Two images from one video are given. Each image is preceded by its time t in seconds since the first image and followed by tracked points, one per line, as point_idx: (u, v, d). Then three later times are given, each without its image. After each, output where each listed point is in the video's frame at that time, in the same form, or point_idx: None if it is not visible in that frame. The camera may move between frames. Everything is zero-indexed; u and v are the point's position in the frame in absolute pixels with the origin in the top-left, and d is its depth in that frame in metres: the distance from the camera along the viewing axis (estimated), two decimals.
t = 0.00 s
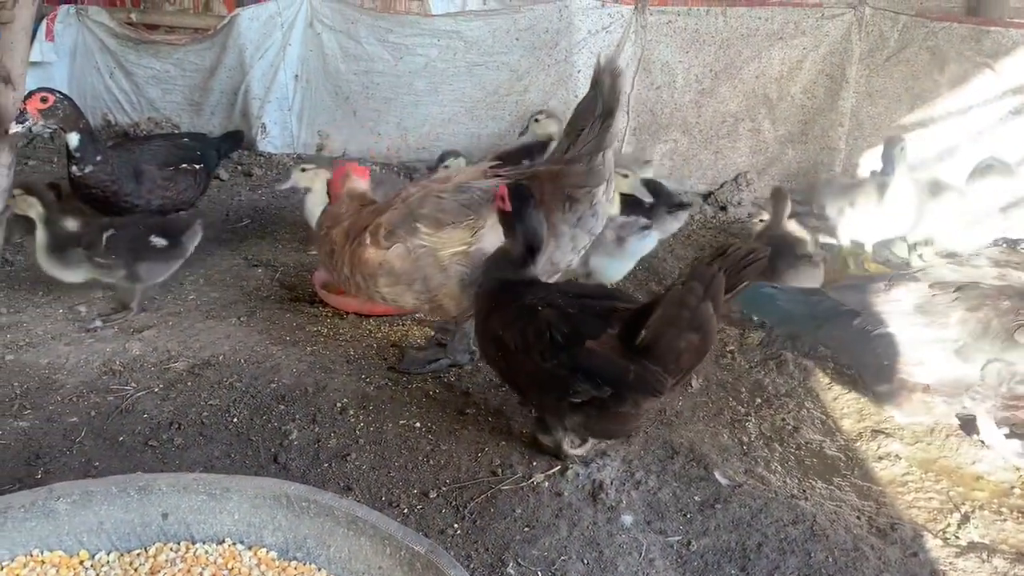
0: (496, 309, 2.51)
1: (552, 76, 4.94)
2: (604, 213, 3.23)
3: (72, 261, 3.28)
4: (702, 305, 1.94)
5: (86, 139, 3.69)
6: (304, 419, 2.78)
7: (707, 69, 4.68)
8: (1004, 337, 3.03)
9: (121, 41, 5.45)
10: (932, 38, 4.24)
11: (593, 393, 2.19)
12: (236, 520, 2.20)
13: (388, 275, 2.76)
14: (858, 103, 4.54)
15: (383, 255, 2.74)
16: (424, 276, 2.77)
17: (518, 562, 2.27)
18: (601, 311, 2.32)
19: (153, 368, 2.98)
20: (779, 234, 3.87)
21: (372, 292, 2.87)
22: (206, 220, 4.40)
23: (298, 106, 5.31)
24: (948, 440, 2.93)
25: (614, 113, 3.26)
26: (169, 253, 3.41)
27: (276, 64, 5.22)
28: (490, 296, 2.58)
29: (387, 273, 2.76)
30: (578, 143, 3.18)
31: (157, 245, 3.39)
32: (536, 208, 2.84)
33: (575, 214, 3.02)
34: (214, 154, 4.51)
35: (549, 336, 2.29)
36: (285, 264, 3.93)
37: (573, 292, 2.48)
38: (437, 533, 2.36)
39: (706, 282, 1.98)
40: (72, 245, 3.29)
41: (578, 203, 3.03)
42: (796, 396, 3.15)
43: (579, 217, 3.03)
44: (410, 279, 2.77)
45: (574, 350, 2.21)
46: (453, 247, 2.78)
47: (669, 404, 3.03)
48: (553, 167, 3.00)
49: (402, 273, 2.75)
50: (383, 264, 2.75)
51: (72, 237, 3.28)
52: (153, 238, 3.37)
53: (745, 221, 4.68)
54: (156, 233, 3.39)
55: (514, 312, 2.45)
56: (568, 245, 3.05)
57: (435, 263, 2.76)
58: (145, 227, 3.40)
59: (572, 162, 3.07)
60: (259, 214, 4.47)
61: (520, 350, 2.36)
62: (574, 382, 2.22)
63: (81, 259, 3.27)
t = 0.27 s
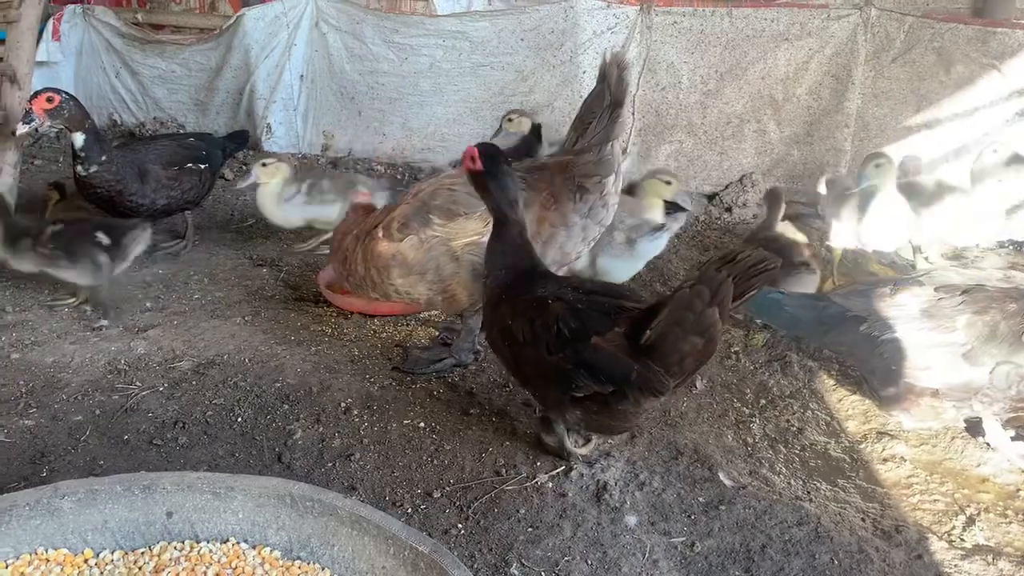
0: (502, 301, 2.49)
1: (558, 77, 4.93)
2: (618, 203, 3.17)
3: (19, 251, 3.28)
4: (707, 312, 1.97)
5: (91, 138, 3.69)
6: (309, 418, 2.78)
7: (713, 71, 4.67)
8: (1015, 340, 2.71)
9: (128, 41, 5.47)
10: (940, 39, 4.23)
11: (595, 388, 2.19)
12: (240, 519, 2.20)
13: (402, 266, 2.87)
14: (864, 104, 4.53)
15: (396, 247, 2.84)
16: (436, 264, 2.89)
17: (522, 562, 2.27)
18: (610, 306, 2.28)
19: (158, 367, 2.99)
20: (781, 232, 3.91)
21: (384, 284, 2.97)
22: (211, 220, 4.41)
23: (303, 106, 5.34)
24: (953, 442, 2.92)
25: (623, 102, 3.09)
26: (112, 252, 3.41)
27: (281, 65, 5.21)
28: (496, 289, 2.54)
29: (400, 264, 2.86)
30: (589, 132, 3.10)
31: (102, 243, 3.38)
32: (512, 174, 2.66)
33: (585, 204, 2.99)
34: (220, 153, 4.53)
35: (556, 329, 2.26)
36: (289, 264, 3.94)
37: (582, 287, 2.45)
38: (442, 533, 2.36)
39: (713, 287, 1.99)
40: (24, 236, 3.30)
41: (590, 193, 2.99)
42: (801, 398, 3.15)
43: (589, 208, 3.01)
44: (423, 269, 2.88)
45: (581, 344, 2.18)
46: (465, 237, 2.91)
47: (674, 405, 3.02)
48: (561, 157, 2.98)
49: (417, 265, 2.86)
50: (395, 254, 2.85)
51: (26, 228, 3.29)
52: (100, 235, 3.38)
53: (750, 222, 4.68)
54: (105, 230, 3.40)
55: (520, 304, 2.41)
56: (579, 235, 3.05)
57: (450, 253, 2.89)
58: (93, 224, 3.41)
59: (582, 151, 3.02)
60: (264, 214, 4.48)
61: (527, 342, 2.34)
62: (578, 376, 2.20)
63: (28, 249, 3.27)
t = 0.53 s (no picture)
0: (507, 299, 2.51)
1: (562, 77, 4.92)
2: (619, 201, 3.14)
3: None
4: (709, 312, 1.94)
5: (98, 139, 3.75)
6: (312, 418, 2.78)
7: (717, 71, 4.66)
8: None
9: (132, 40, 5.49)
10: (944, 39, 4.23)
11: (596, 386, 2.19)
12: (243, 519, 2.20)
13: (399, 258, 2.88)
14: (868, 104, 4.54)
15: (396, 241, 2.87)
16: (434, 258, 2.88)
17: (525, 563, 2.27)
18: (613, 306, 2.28)
19: (162, 367, 2.99)
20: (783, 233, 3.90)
21: (385, 281, 2.99)
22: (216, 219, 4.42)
23: (308, 105, 5.34)
24: (956, 443, 2.92)
25: (623, 97, 3.08)
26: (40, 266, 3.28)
27: (285, 65, 5.21)
28: (501, 288, 2.56)
29: (400, 257, 2.89)
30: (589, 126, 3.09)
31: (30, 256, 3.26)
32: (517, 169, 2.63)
33: (584, 200, 2.99)
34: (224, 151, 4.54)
35: (559, 326, 2.28)
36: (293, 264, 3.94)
37: (588, 287, 2.45)
38: (444, 533, 2.36)
39: (716, 288, 1.96)
40: None
41: (589, 189, 2.99)
42: (805, 398, 3.14)
43: (588, 205, 3.00)
44: (420, 262, 2.88)
45: (583, 342, 2.19)
46: (463, 232, 2.89)
47: (677, 406, 3.02)
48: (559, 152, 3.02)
49: (414, 259, 2.88)
50: (395, 249, 2.88)
51: None
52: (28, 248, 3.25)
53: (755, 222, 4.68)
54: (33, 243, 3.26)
55: (526, 302, 2.43)
56: (577, 232, 3.04)
57: (445, 246, 2.88)
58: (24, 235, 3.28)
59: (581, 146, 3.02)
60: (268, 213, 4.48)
61: (532, 339, 2.36)
62: (580, 373, 2.20)
63: None
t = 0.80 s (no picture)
0: (511, 301, 2.49)
1: (567, 76, 4.92)
2: (624, 200, 3.15)
3: None
4: (725, 311, 1.97)
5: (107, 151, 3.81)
6: (316, 417, 2.78)
7: (722, 70, 4.65)
8: None
9: (138, 39, 5.50)
10: (951, 38, 4.22)
11: (607, 389, 2.18)
12: (247, 517, 2.21)
13: (401, 254, 2.91)
14: (874, 103, 4.49)
15: (397, 238, 2.91)
16: (435, 255, 2.88)
17: (529, 562, 2.27)
18: (620, 306, 2.29)
19: (167, 365, 3.00)
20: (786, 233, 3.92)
21: (391, 277, 3.03)
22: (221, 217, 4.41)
23: (313, 104, 5.35)
24: (962, 444, 2.91)
25: (630, 99, 3.06)
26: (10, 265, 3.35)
27: (290, 63, 5.22)
28: (506, 291, 2.55)
29: (402, 253, 2.91)
30: (595, 127, 3.08)
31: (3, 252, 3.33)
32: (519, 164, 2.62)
33: (587, 200, 2.99)
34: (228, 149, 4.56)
35: (567, 329, 2.28)
36: (298, 262, 3.94)
37: (593, 287, 2.47)
38: (449, 532, 2.36)
39: (731, 287, 1.97)
40: None
41: (592, 190, 2.99)
42: (810, 398, 3.14)
43: (591, 206, 3.00)
44: (422, 259, 2.89)
45: (592, 344, 2.19)
46: (465, 229, 2.88)
47: (682, 405, 3.02)
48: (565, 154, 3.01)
49: (416, 254, 2.90)
50: (398, 245, 2.91)
51: None
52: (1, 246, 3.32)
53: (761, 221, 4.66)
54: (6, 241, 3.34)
55: (531, 304, 2.43)
56: (580, 233, 3.04)
57: (446, 242, 2.87)
58: None
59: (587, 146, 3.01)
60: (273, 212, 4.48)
61: (539, 342, 2.35)
62: (591, 376, 2.20)
63: None
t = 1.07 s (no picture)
0: (519, 300, 2.51)
1: (575, 75, 4.93)
2: (635, 204, 3.16)
3: None
4: (736, 320, 2.00)
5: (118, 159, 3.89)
6: (325, 414, 2.79)
7: (731, 69, 4.66)
8: None
9: (148, 38, 5.53)
10: (961, 38, 4.17)
11: (614, 389, 2.19)
12: (256, 514, 2.22)
13: (411, 250, 2.92)
14: (884, 103, 4.47)
15: (409, 234, 2.92)
16: (444, 252, 2.88)
17: (537, 560, 2.28)
18: (628, 308, 2.30)
19: (176, 362, 3.01)
20: (794, 233, 3.91)
21: (401, 273, 3.05)
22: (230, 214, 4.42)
23: (321, 102, 5.36)
24: (971, 444, 2.90)
25: (644, 98, 3.08)
26: None
27: (299, 61, 5.23)
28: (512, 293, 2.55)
29: (412, 248, 2.93)
30: (607, 128, 3.08)
31: None
32: (535, 209, 2.70)
33: (598, 201, 2.99)
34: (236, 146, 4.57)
35: (575, 330, 2.28)
36: (306, 260, 3.96)
37: (600, 288, 2.47)
38: (457, 530, 2.37)
39: (745, 297, 2.02)
40: None
41: (603, 190, 2.99)
42: (818, 398, 3.13)
43: (601, 206, 3.00)
44: (431, 255, 2.90)
45: (600, 345, 2.20)
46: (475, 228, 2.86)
47: (690, 405, 3.02)
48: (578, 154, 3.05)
49: (425, 251, 2.90)
50: (409, 242, 2.93)
51: None
52: None
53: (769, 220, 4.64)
54: None
55: (536, 305, 2.44)
56: (591, 234, 3.02)
57: (456, 241, 2.86)
58: None
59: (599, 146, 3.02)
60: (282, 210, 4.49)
61: (545, 343, 2.35)
62: (598, 377, 2.21)
63: None
